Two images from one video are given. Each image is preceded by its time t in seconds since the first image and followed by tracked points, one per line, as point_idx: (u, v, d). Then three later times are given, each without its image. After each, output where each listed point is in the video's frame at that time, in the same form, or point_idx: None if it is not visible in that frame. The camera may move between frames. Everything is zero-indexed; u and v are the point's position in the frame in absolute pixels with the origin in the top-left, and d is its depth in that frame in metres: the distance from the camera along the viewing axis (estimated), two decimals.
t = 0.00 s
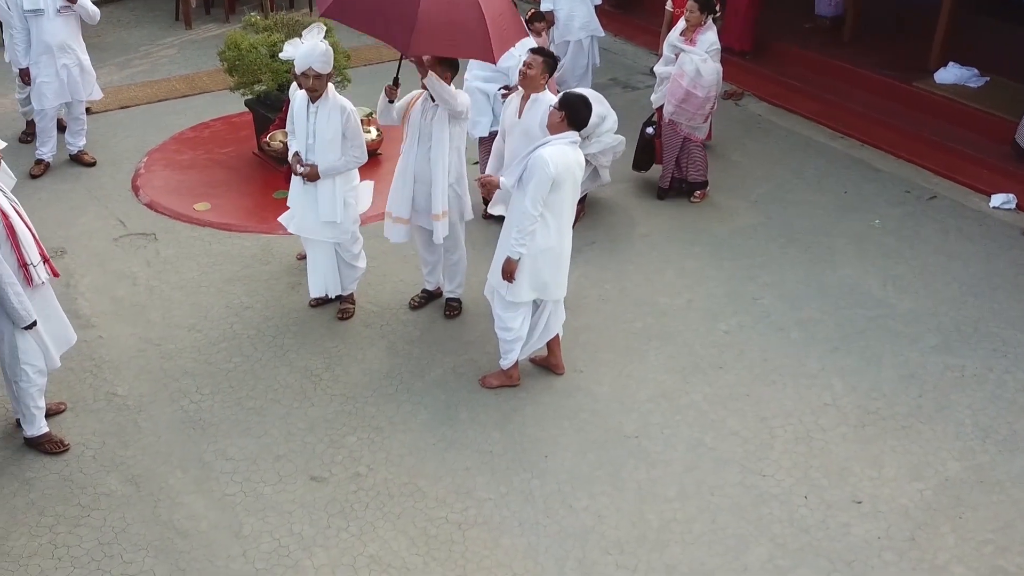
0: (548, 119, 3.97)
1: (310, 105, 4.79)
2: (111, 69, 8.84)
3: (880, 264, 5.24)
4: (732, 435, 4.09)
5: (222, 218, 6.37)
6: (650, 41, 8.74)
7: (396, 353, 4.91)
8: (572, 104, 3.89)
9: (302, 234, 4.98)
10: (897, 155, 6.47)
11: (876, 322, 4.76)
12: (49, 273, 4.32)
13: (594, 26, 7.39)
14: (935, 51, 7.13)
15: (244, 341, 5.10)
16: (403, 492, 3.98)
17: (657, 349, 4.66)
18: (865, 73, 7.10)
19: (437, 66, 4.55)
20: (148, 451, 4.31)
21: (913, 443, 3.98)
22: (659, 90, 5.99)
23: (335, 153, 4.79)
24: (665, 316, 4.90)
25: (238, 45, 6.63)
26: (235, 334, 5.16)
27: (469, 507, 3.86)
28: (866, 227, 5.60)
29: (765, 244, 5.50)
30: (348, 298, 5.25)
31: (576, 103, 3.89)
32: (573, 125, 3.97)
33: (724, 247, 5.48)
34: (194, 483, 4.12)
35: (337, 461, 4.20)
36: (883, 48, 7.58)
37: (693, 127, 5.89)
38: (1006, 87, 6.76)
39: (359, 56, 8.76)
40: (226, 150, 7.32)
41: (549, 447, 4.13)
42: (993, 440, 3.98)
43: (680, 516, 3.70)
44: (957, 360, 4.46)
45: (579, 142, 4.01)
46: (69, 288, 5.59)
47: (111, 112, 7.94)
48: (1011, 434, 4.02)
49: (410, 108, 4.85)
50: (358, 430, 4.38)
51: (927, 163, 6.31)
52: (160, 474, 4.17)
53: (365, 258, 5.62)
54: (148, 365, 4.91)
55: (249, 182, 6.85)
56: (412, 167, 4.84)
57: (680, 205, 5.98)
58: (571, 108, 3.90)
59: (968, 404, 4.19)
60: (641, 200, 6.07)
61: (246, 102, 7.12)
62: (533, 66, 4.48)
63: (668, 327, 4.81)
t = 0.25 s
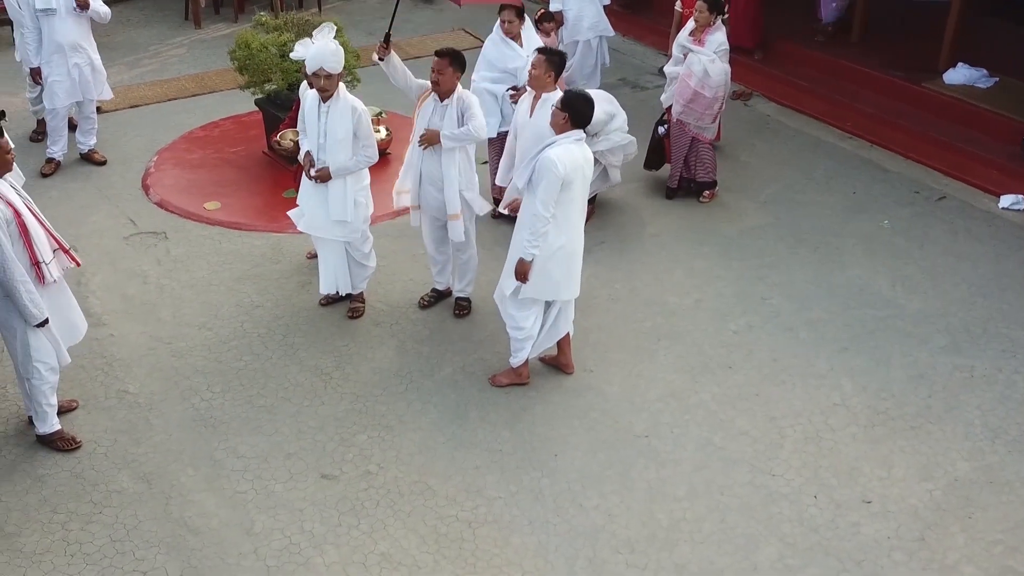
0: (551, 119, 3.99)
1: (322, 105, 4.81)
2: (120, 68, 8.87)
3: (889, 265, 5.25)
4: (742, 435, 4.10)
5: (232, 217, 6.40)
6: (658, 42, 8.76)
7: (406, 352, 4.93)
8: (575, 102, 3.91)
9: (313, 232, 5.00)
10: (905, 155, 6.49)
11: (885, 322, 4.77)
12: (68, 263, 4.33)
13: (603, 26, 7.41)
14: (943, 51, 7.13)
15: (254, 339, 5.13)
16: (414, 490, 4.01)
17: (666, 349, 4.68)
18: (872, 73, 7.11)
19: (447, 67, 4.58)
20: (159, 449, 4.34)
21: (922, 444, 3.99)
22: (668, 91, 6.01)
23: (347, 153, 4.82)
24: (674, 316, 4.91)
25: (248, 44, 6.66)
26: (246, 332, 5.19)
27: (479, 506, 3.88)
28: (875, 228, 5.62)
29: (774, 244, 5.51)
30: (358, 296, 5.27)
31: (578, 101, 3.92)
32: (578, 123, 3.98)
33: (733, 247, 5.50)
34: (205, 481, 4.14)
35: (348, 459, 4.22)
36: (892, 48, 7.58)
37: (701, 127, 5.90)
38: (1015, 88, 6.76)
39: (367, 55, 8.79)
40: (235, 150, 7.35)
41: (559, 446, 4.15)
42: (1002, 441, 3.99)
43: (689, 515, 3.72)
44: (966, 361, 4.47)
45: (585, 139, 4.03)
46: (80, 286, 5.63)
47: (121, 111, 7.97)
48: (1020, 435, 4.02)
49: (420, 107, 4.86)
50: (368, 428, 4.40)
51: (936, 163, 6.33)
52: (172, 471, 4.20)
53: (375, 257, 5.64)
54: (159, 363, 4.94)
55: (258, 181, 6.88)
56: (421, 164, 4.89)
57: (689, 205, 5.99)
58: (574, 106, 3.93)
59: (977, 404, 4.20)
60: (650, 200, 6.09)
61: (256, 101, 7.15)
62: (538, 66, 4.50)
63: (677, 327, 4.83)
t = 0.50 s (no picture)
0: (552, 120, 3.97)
1: (328, 105, 4.81)
2: (126, 68, 8.89)
3: (895, 266, 5.25)
4: (748, 436, 4.10)
5: (237, 217, 6.41)
6: (663, 42, 8.76)
7: (412, 352, 4.94)
8: (577, 103, 3.91)
9: (319, 232, 5.00)
10: (910, 156, 6.47)
11: (892, 323, 4.77)
12: (71, 266, 4.34)
13: (608, 27, 7.41)
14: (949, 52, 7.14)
15: (260, 339, 5.13)
16: (420, 490, 4.01)
17: (672, 349, 4.68)
18: (879, 74, 7.13)
19: (457, 70, 4.59)
20: (166, 449, 4.34)
21: (929, 445, 3.99)
22: (674, 91, 6.01)
23: (353, 152, 4.83)
24: (680, 317, 4.91)
25: (254, 45, 6.67)
26: (252, 332, 5.20)
27: (486, 506, 3.89)
28: (881, 229, 5.62)
29: (780, 244, 5.51)
30: (364, 296, 5.28)
31: (579, 101, 3.90)
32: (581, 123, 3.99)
33: (739, 248, 5.50)
34: (211, 481, 4.15)
35: (354, 459, 4.22)
36: (898, 48, 7.59)
37: (707, 128, 5.89)
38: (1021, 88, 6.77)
39: (373, 55, 8.79)
40: (241, 150, 7.36)
41: (566, 447, 4.15)
42: (1010, 442, 3.99)
43: (696, 516, 3.72)
44: (973, 362, 4.47)
45: (587, 139, 4.04)
46: (86, 285, 5.64)
47: (127, 111, 7.99)
48: None
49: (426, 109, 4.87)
50: (375, 428, 4.41)
51: (941, 164, 6.31)
52: (178, 471, 4.21)
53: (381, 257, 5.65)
54: (166, 363, 4.95)
55: (264, 181, 6.89)
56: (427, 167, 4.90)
57: (695, 206, 5.99)
58: (574, 107, 3.89)
59: (984, 405, 4.20)
60: (656, 200, 6.09)
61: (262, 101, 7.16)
62: (542, 68, 4.57)
63: (683, 328, 4.83)
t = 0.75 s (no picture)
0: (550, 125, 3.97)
1: (331, 107, 4.82)
2: (129, 71, 8.90)
3: (899, 268, 5.25)
4: (752, 438, 4.09)
5: (241, 219, 6.42)
6: (667, 45, 8.77)
7: (416, 355, 4.94)
8: (577, 108, 3.90)
9: (323, 234, 5.00)
10: (914, 159, 6.46)
11: (896, 325, 4.77)
12: (74, 270, 4.35)
13: (611, 29, 7.42)
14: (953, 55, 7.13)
15: (264, 341, 5.14)
16: (424, 493, 4.01)
17: (676, 352, 4.68)
18: (883, 76, 7.12)
19: (468, 74, 4.59)
20: (169, 451, 4.34)
21: (934, 447, 3.99)
22: (678, 93, 6.01)
23: (357, 154, 4.84)
24: (684, 319, 4.91)
25: (257, 47, 6.68)
26: (256, 334, 5.20)
27: (489, 509, 3.89)
28: (885, 231, 5.62)
29: (784, 247, 5.51)
30: (367, 299, 5.28)
31: (577, 106, 3.90)
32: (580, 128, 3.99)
33: (743, 250, 5.50)
34: (215, 483, 4.15)
35: (358, 461, 4.22)
36: (901, 51, 7.59)
37: (711, 130, 5.89)
38: None
39: (376, 58, 8.81)
40: (245, 152, 7.37)
41: (569, 449, 4.14)
42: (1014, 444, 3.99)
43: (700, 518, 3.72)
44: (977, 364, 4.47)
45: (588, 144, 4.03)
46: (90, 288, 5.64)
47: (130, 113, 8.00)
48: None
49: (432, 114, 4.84)
50: (378, 431, 4.41)
51: (945, 166, 6.30)
52: (182, 473, 4.21)
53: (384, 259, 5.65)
54: (169, 365, 4.95)
55: (267, 184, 6.90)
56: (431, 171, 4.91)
57: (698, 208, 6.00)
58: (574, 112, 3.90)
59: (988, 408, 4.19)
60: (659, 203, 6.09)
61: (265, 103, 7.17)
62: (549, 73, 4.54)
63: (687, 330, 4.83)
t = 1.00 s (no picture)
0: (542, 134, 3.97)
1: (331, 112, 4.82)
2: (131, 76, 8.91)
3: (900, 274, 5.24)
4: (754, 444, 4.09)
5: (242, 224, 6.42)
6: (668, 50, 8.78)
7: (417, 360, 4.93)
8: (570, 118, 3.89)
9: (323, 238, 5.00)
10: (915, 165, 6.46)
11: (898, 331, 4.76)
12: (75, 275, 4.35)
13: (612, 34, 7.43)
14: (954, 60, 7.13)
15: (265, 347, 5.13)
16: (424, 499, 4.00)
17: (677, 358, 4.67)
18: (884, 81, 7.12)
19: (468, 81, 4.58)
20: (170, 457, 4.34)
21: (935, 453, 3.98)
22: (679, 98, 6.01)
23: (357, 159, 4.84)
24: (685, 325, 4.91)
25: (258, 52, 6.69)
26: (257, 339, 5.20)
27: (490, 515, 3.88)
28: (886, 236, 5.61)
29: (785, 252, 5.50)
30: (368, 304, 5.28)
31: (569, 116, 3.88)
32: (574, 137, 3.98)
33: (744, 255, 5.49)
34: (216, 488, 4.15)
35: (358, 467, 4.22)
36: (903, 56, 7.59)
37: (713, 136, 5.89)
38: None
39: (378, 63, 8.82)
40: (246, 157, 7.37)
41: (570, 455, 4.14)
42: (1016, 451, 3.98)
43: (701, 524, 3.71)
44: (979, 370, 4.46)
45: (582, 153, 4.03)
46: (91, 293, 5.64)
47: (132, 118, 8.01)
48: None
49: (433, 121, 4.83)
50: (379, 436, 4.40)
51: (946, 172, 6.29)
52: (183, 479, 4.21)
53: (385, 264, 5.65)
54: (170, 370, 4.95)
55: (269, 189, 6.90)
56: (434, 179, 4.88)
57: (700, 213, 5.99)
58: (568, 122, 3.90)
59: (990, 414, 4.19)
60: (661, 208, 6.09)
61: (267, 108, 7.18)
62: (553, 82, 4.54)
63: (688, 336, 4.82)
